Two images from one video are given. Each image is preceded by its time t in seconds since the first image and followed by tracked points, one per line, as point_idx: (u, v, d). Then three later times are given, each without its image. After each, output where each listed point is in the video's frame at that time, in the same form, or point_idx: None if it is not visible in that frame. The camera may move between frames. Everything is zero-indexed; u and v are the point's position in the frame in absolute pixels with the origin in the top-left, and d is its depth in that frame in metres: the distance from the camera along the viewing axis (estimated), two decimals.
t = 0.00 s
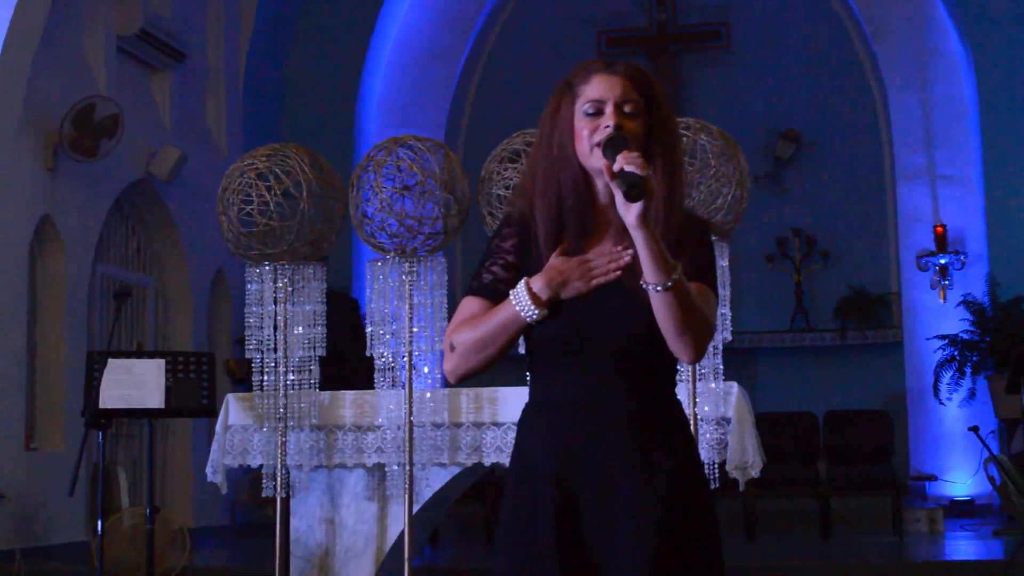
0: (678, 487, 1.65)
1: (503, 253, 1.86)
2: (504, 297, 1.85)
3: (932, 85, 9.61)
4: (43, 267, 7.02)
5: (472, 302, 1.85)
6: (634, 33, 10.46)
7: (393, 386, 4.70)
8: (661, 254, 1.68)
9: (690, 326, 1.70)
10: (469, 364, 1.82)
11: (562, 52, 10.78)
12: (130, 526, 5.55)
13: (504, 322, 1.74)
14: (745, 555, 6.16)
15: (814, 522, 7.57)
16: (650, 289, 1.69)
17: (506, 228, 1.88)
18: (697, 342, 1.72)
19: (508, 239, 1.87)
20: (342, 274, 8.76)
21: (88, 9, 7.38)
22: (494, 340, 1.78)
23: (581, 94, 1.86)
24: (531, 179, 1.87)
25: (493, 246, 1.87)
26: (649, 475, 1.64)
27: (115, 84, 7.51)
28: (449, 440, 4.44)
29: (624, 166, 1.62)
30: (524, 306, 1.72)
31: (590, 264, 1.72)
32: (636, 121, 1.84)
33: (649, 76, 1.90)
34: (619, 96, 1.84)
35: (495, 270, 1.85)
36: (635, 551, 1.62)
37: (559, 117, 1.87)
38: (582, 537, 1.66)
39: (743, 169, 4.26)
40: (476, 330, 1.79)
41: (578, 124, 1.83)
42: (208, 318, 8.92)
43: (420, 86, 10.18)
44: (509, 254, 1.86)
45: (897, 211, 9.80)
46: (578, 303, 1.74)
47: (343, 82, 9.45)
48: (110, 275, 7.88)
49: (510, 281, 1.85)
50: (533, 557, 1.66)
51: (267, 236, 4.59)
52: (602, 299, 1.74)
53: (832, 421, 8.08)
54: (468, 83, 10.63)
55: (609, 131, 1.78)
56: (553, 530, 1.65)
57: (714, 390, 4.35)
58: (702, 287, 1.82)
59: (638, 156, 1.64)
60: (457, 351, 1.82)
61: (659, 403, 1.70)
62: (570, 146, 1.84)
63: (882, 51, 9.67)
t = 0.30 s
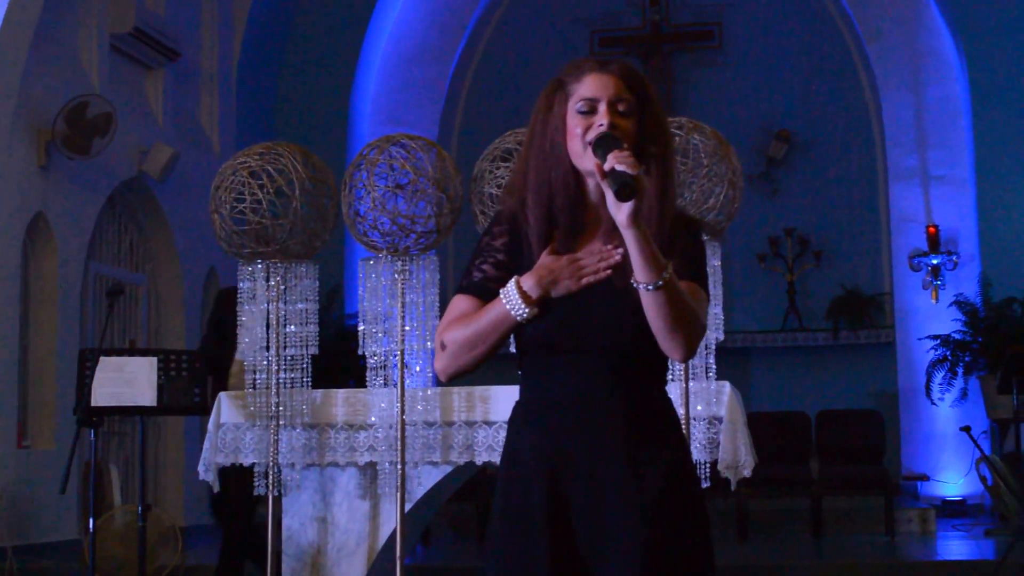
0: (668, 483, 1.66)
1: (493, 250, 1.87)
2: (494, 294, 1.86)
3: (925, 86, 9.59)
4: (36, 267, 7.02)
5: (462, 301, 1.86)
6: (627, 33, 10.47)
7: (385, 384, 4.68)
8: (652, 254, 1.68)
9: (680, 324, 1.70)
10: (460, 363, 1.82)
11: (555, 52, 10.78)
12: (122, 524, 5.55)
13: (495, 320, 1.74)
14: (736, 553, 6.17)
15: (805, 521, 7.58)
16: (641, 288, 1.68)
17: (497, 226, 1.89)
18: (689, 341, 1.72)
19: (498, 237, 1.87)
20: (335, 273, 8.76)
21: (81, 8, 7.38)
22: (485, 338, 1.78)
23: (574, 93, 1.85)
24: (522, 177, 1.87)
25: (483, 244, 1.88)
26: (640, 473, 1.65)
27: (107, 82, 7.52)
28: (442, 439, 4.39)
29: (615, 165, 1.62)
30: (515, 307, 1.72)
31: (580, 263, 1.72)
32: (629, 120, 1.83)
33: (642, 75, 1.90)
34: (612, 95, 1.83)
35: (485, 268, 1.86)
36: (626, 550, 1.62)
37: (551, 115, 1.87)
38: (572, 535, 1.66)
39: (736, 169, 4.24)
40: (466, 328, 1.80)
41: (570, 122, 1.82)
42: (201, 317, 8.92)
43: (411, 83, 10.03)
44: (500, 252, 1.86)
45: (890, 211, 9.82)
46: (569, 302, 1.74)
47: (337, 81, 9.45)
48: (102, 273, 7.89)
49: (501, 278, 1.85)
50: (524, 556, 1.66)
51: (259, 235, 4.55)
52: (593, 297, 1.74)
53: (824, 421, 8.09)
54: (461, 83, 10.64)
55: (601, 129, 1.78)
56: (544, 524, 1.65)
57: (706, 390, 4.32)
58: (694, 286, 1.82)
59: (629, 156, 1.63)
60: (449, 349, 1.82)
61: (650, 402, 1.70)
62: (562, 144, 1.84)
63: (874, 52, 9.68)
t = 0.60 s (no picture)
0: (660, 481, 1.66)
1: (485, 250, 1.86)
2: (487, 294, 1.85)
3: (920, 85, 9.61)
4: (30, 265, 7.02)
5: (455, 300, 1.84)
6: (623, 31, 10.48)
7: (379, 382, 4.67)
8: (643, 253, 1.68)
9: (672, 323, 1.70)
10: (452, 362, 1.81)
11: (550, 50, 10.78)
12: (116, 522, 5.55)
13: (487, 320, 1.74)
14: (728, 551, 6.18)
15: (799, 520, 7.60)
16: (632, 287, 1.69)
17: (488, 225, 1.89)
18: (681, 339, 1.72)
19: (490, 236, 1.87)
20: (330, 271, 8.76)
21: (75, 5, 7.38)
22: (477, 338, 1.78)
23: (563, 92, 1.86)
24: (513, 176, 1.87)
25: (475, 243, 1.87)
26: (631, 470, 1.65)
27: (102, 80, 7.52)
28: (436, 437, 4.36)
29: (605, 165, 1.62)
30: (506, 305, 1.72)
31: (572, 262, 1.74)
32: (618, 120, 1.84)
33: (630, 72, 1.90)
34: (601, 94, 1.84)
35: (477, 267, 1.85)
36: (618, 548, 1.63)
37: (541, 114, 1.87)
38: (563, 533, 1.67)
39: (731, 168, 4.19)
40: (458, 327, 1.79)
41: (559, 121, 1.83)
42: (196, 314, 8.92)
43: (408, 83, 10.18)
44: (492, 251, 1.86)
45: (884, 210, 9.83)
46: (560, 301, 1.74)
47: (332, 79, 9.45)
48: (96, 270, 7.89)
49: (493, 277, 1.85)
50: (515, 555, 1.66)
51: (254, 232, 4.54)
52: (584, 296, 1.74)
53: (818, 420, 8.10)
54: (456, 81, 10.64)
55: (590, 129, 1.79)
56: (535, 519, 1.66)
57: (701, 388, 4.28)
58: (684, 284, 1.83)
59: (619, 156, 1.64)
60: (440, 348, 1.81)
61: (642, 400, 1.70)
62: (551, 143, 1.84)
63: (868, 51, 9.69)
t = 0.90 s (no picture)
0: (653, 477, 1.66)
1: (479, 248, 1.86)
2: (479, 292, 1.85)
3: (918, 82, 9.61)
4: (27, 262, 7.02)
5: (449, 298, 1.85)
6: (621, 28, 10.48)
7: (376, 379, 4.62)
8: (632, 249, 1.67)
9: (662, 319, 1.69)
10: (446, 360, 1.81)
11: (548, 46, 10.77)
12: (113, 518, 5.54)
13: (480, 318, 1.74)
14: (725, 549, 6.19)
15: (796, 518, 7.61)
16: (621, 283, 1.68)
17: (482, 223, 1.89)
18: (671, 335, 1.71)
19: (483, 234, 1.87)
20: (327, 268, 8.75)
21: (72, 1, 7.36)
22: (470, 336, 1.77)
23: (556, 90, 1.85)
24: (506, 174, 1.87)
25: (469, 241, 1.87)
26: (624, 467, 1.65)
27: (99, 76, 7.50)
28: (433, 435, 4.35)
29: (592, 161, 1.62)
30: (500, 303, 1.72)
31: (564, 259, 1.74)
32: (611, 118, 1.83)
33: (624, 70, 1.90)
34: (594, 92, 1.83)
35: (471, 265, 1.85)
36: (610, 544, 1.63)
37: (535, 112, 1.87)
38: (555, 529, 1.67)
39: (729, 165, 4.15)
40: (451, 326, 1.79)
41: (552, 119, 1.83)
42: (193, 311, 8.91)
43: (406, 79, 10.14)
44: (485, 249, 1.86)
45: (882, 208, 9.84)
46: (551, 298, 1.74)
47: (330, 75, 9.43)
48: (93, 267, 7.89)
49: (488, 275, 1.84)
50: (507, 550, 1.66)
51: (251, 229, 4.52)
52: (576, 292, 1.74)
53: (815, 417, 8.12)
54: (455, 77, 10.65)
55: (582, 127, 1.78)
56: (529, 517, 1.66)
57: (699, 386, 4.26)
58: (677, 281, 1.82)
59: (606, 152, 1.64)
60: (434, 347, 1.81)
61: (636, 394, 1.70)
62: (544, 142, 1.84)
63: (867, 48, 9.69)
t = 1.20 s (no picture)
0: (643, 469, 1.68)
1: (470, 244, 1.90)
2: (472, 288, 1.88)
3: (918, 79, 9.61)
4: (25, 258, 7.03)
5: (441, 295, 1.88)
6: (620, 25, 10.48)
7: (376, 376, 4.61)
8: (620, 245, 1.69)
9: (651, 313, 1.71)
10: (439, 356, 1.85)
11: (548, 43, 10.76)
12: (113, 514, 5.55)
13: (472, 314, 1.78)
14: (725, 545, 6.20)
15: (795, 514, 7.62)
16: (609, 278, 1.70)
17: (473, 221, 1.92)
18: (660, 331, 1.73)
19: (474, 231, 1.91)
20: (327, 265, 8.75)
21: None
22: (463, 332, 1.81)
23: (545, 87, 1.88)
24: (496, 171, 1.90)
25: (461, 238, 1.91)
26: (614, 460, 1.67)
27: (98, 72, 7.49)
28: (433, 431, 4.33)
29: (579, 158, 1.66)
30: (492, 301, 1.76)
31: (555, 256, 1.77)
32: (600, 115, 1.86)
33: (612, 67, 1.92)
34: (582, 90, 1.85)
35: (463, 262, 1.89)
36: (600, 538, 1.66)
37: (524, 109, 1.90)
38: (545, 523, 1.69)
39: (728, 161, 4.10)
40: (444, 323, 1.83)
41: (541, 117, 1.85)
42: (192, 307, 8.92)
43: (405, 76, 10.14)
44: (476, 246, 1.89)
45: (881, 205, 9.84)
46: (542, 296, 1.77)
47: (329, 72, 9.43)
48: (92, 264, 7.90)
49: (480, 272, 1.88)
50: (498, 543, 1.69)
51: (251, 226, 4.49)
52: (567, 289, 1.78)
53: (813, 412, 8.13)
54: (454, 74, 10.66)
55: (571, 125, 1.81)
56: (521, 511, 1.68)
57: (698, 382, 4.22)
58: (667, 278, 1.83)
59: (593, 150, 1.68)
60: (427, 344, 1.84)
61: (628, 390, 1.73)
62: (533, 139, 1.87)
63: (866, 45, 9.69)
